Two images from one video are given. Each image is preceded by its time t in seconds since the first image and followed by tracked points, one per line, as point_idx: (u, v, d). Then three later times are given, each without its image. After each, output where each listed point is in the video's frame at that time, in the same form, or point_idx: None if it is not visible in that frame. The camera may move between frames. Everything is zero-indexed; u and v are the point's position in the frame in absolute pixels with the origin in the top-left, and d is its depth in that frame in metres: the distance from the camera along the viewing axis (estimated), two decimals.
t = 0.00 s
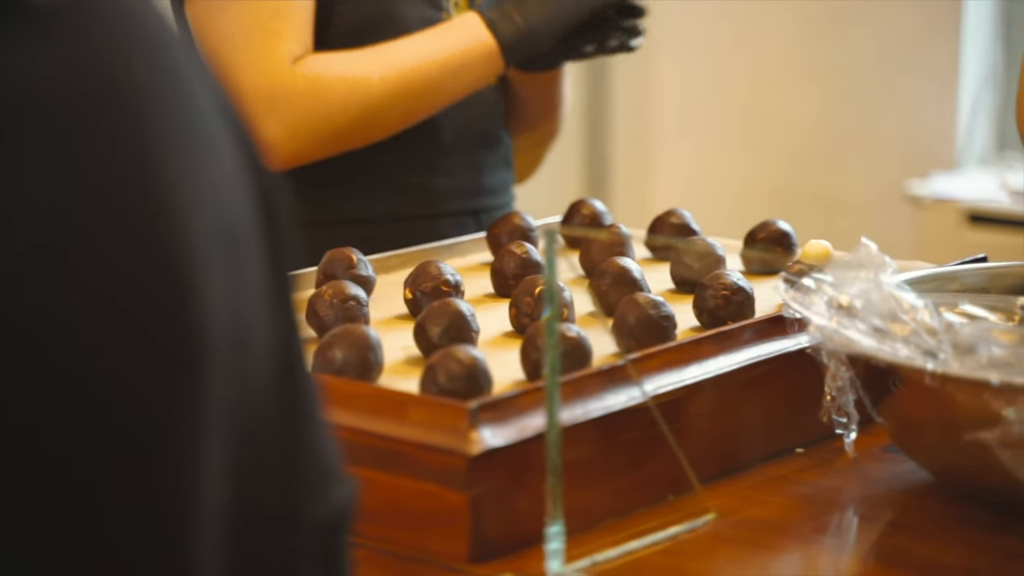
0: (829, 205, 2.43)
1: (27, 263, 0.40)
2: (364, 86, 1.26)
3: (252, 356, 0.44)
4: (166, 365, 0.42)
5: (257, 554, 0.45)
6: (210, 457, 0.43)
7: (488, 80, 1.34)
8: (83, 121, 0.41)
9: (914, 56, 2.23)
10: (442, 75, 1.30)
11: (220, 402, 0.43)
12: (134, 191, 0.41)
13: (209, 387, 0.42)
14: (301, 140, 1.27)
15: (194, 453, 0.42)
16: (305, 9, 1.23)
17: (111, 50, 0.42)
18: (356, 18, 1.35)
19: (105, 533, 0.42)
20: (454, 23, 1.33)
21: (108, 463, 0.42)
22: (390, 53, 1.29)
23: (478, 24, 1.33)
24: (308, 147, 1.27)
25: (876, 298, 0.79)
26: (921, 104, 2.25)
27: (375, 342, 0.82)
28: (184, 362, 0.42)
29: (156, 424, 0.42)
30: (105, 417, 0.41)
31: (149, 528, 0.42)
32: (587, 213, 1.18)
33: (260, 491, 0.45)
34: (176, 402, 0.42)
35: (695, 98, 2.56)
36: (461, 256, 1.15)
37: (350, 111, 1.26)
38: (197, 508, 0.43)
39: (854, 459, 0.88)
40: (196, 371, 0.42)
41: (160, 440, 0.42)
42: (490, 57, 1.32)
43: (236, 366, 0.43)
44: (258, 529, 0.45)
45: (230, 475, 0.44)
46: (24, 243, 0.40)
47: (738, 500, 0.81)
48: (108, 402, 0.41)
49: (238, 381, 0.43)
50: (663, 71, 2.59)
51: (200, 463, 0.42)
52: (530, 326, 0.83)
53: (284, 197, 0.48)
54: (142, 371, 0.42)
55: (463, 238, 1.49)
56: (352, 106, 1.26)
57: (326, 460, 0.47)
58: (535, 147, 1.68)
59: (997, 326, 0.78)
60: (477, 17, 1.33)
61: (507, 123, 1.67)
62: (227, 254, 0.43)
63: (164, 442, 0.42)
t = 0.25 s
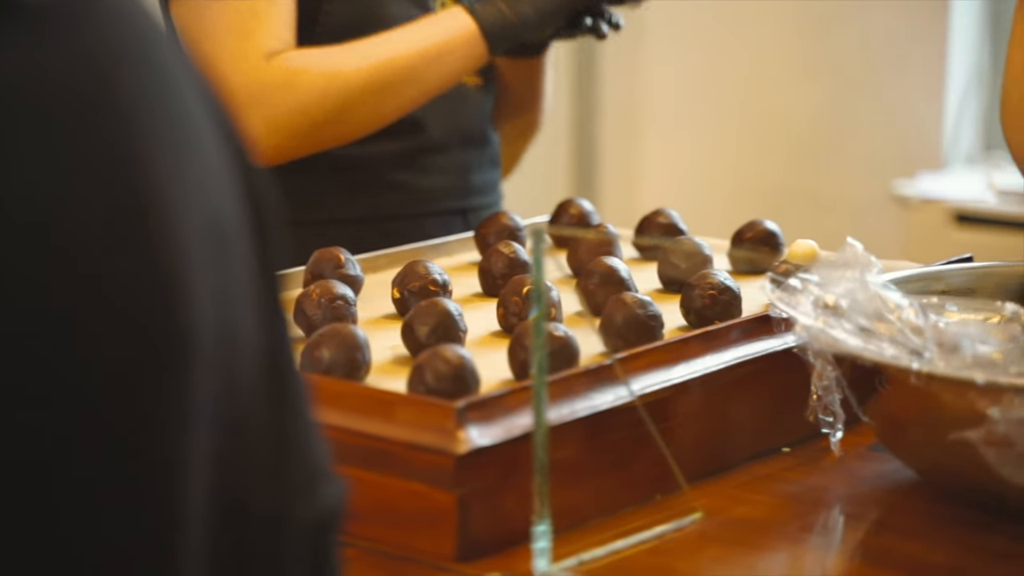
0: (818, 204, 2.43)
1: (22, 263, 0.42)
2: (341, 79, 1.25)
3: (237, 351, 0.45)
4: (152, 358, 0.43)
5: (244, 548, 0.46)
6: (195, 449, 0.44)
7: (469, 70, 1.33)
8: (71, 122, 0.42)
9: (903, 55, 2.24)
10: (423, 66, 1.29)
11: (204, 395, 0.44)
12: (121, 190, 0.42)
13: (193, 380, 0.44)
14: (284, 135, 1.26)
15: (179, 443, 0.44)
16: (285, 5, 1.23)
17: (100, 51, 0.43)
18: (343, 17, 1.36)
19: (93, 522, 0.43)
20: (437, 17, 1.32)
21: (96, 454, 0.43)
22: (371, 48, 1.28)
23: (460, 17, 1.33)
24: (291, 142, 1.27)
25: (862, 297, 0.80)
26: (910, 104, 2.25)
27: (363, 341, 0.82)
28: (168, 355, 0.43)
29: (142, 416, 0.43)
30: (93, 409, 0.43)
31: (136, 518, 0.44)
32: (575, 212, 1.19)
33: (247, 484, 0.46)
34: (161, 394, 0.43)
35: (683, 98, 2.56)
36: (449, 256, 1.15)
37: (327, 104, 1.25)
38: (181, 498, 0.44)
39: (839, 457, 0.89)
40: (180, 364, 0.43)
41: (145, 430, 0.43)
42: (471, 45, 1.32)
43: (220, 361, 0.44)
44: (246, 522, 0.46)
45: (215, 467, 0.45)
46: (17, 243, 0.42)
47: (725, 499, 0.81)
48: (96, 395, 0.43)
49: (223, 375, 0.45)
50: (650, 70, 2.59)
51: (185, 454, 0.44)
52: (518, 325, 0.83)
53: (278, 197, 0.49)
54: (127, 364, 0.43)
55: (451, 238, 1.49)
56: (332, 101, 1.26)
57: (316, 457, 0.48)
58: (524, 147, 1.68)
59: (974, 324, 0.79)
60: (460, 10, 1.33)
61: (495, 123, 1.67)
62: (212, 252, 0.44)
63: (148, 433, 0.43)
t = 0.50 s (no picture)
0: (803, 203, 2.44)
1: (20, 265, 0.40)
2: (307, 69, 1.24)
3: (227, 352, 0.44)
4: (141, 364, 0.41)
5: (228, 549, 0.45)
6: (185, 455, 0.42)
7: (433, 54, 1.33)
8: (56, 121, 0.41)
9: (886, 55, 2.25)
10: (388, 55, 1.28)
11: (194, 399, 0.42)
12: (108, 189, 0.41)
13: (184, 385, 0.42)
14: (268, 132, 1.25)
15: (169, 451, 0.42)
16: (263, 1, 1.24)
17: (83, 49, 0.41)
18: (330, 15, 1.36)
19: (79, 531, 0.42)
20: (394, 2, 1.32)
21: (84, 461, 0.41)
22: (334, 36, 1.27)
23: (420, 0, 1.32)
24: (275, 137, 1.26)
25: (846, 297, 0.80)
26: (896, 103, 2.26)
27: (349, 340, 0.82)
28: (159, 360, 0.42)
29: (132, 423, 0.42)
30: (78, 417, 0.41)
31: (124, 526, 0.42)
32: (562, 211, 1.19)
33: (232, 486, 0.45)
34: (153, 400, 0.42)
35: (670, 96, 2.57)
36: (437, 255, 1.15)
37: (297, 94, 1.24)
38: (171, 506, 0.42)
39: (825, 456, 0.89)
40: (172, 369, 0.42)
41: (134, 436, 0.42)
42: (433, 31, 1.32)
43: (209, 363, 0.43)
44: (229, 524, 0.45)
45: (201, 472, 0.44)
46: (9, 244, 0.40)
47: (711, 498, 0.81)
48: (89, 397, 0.41)
49: (212, 377, 0.43)
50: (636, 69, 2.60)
51: (175, 461, 0.42)
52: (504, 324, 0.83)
53: (259, 192, 0.48)
54: (119, 371, 0.41)
55: (438, 237, 1.49)
56: (303, 92, 1.24)
57: (301, 457, 0.47)
58: (511, 146, 1.68)
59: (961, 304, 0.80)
60: None
61: (482, 122, 1.68)
62: (202, 251, 0.43)
63: (141, 440, 0.42)
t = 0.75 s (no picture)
0: (789, 204, 2.45)
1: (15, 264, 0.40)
2: (309, 82, 1.25)
3: (213, 351, 0.44)
4: (128, 362, 0.42)
5: (216, 548, 0.46)
6: (172, 453, 0.43)
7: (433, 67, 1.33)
8: (43, 122, 0.41)
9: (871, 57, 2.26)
10: (387, 68, 1.28)
11: (179, 397, 0.43)
12: (95, 188, 0.41)
13: (171, 383, 0.42)
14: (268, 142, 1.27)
15: (157, 449, 0.42)
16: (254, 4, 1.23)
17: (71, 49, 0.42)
18: (316, 14, 1.36)
19: (69, 533, 0.42)
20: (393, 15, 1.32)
21: (74, 461, 0.41)
22: (335, 48, 1.28)
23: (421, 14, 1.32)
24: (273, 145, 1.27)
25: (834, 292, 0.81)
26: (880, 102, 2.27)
27: (335, 339, 0.82)
28: (147, 358, 0.42)
29: (121, 422, 0.42)
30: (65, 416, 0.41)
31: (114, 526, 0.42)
32: (547, 211, 1.19)
33: (219, 484, 0.45)
34: (141, 399, 0.42)
35: (656, 96, 2.57)
36: (422, 254, 1.15)
37: (296, 105, 1.25)
38: (160, 505, 0.42)
39: (809, 454, 0.89)
40: (159, 367, 0.42)
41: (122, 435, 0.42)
42: (434, 44, 1.32)
43: (195, 361, 0.43)
44: (218, 523, 0.45)
45: (187, 470, 0.44)
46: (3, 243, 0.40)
47: (696, 496, 0.82)
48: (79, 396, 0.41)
49: (197, 375, 0.43)
50: (621, 71, 2.60)
51: (163, 459, 0.42)
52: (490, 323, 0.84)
53: (243, 193, 0.48)
54: (108, 370, 0.41)
55: (423, 236, 1.49)
56: (303, 103, 1.25)
57: (288, 455, 0.47)
58: (495, 145, 1.69)
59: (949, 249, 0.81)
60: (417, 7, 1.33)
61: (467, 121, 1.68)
62: (189, 250, 0.43)
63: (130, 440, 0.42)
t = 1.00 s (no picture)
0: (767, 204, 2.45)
1: None
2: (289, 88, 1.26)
3: (191, 353, 0.45)
4: (104, 362, 0.43)
5: (194, 549, 0.46)
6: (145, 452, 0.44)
7: (415, 85, 1.33)
8: (21, 125, 0.42)
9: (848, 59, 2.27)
10: (368, 80, 1.29)
11: (155, 398, 0.44)
12: (74, 192, 0.42)
13: (146, 384, 0.43)
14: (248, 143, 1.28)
15: (130, 447, 0.43)
16: (231, 8, 1.22)
17: (57, 48, 0.42)
18: (297, 14, 1.36)
19: (42, 526, 0.43)
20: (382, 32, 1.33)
21: (49, 451, 0.43)
22: (320, 57, 1.28)
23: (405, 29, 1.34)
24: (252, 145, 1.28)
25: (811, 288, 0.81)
26: (860, 103, 2.28)
27: (315, 338, 0.82)
28: (123, 355, 0.43)
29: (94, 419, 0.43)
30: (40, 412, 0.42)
31: (86, 519, 0.43)
32: (527, 211, 1.19)
33: (198, 485, 0.46)
34: (116, 395, 0.43)
35: (636, 96, 2.57)
36: (402, 254, 1.15)
37: (275, 109, 1.25)
38: (132, 502, 0.44)
39: (788, 453, 0.89)
40: (135, 364, 0.43)
41: (96, 432, 0.43)
42: (416, 57, 1.33)
43: (172, 363, 0.44)
44: (197, 524, 0.46)
45: (164, 469, 0.45)
46: None
47: (675, 495, 0.82)
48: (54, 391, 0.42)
49: (173, 376, 0.44)
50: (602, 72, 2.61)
51: (136, 457, 0.43)
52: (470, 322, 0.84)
53: (232, 197, 0.49)
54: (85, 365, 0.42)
55: (402, 236, 1.49)
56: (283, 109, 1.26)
57: (268, 457, 0.48)
58: (475, 145, 1.69)
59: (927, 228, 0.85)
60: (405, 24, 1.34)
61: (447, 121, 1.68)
62: (167, 253, 0.44)
63: (106, 434, 0.43)
